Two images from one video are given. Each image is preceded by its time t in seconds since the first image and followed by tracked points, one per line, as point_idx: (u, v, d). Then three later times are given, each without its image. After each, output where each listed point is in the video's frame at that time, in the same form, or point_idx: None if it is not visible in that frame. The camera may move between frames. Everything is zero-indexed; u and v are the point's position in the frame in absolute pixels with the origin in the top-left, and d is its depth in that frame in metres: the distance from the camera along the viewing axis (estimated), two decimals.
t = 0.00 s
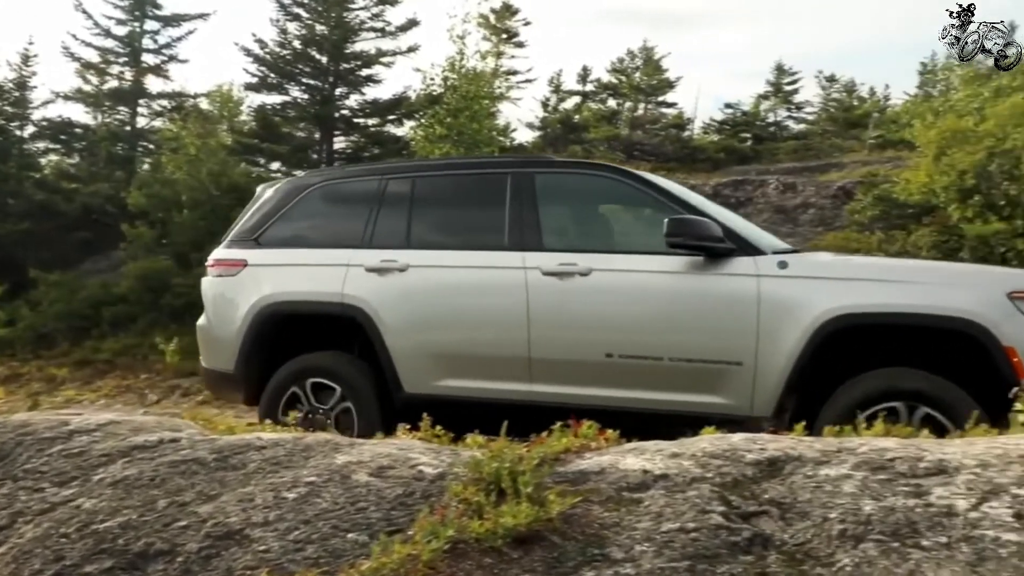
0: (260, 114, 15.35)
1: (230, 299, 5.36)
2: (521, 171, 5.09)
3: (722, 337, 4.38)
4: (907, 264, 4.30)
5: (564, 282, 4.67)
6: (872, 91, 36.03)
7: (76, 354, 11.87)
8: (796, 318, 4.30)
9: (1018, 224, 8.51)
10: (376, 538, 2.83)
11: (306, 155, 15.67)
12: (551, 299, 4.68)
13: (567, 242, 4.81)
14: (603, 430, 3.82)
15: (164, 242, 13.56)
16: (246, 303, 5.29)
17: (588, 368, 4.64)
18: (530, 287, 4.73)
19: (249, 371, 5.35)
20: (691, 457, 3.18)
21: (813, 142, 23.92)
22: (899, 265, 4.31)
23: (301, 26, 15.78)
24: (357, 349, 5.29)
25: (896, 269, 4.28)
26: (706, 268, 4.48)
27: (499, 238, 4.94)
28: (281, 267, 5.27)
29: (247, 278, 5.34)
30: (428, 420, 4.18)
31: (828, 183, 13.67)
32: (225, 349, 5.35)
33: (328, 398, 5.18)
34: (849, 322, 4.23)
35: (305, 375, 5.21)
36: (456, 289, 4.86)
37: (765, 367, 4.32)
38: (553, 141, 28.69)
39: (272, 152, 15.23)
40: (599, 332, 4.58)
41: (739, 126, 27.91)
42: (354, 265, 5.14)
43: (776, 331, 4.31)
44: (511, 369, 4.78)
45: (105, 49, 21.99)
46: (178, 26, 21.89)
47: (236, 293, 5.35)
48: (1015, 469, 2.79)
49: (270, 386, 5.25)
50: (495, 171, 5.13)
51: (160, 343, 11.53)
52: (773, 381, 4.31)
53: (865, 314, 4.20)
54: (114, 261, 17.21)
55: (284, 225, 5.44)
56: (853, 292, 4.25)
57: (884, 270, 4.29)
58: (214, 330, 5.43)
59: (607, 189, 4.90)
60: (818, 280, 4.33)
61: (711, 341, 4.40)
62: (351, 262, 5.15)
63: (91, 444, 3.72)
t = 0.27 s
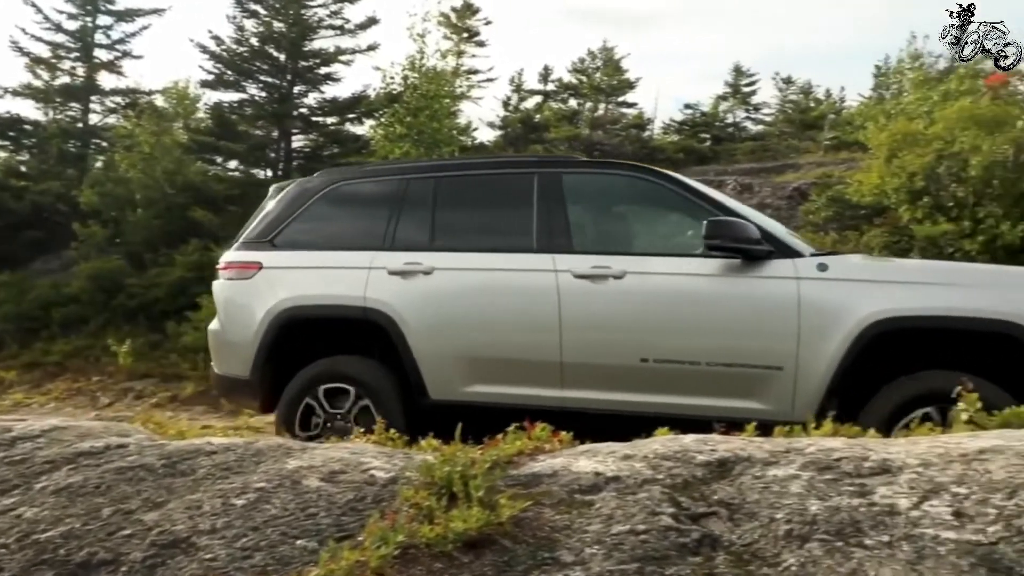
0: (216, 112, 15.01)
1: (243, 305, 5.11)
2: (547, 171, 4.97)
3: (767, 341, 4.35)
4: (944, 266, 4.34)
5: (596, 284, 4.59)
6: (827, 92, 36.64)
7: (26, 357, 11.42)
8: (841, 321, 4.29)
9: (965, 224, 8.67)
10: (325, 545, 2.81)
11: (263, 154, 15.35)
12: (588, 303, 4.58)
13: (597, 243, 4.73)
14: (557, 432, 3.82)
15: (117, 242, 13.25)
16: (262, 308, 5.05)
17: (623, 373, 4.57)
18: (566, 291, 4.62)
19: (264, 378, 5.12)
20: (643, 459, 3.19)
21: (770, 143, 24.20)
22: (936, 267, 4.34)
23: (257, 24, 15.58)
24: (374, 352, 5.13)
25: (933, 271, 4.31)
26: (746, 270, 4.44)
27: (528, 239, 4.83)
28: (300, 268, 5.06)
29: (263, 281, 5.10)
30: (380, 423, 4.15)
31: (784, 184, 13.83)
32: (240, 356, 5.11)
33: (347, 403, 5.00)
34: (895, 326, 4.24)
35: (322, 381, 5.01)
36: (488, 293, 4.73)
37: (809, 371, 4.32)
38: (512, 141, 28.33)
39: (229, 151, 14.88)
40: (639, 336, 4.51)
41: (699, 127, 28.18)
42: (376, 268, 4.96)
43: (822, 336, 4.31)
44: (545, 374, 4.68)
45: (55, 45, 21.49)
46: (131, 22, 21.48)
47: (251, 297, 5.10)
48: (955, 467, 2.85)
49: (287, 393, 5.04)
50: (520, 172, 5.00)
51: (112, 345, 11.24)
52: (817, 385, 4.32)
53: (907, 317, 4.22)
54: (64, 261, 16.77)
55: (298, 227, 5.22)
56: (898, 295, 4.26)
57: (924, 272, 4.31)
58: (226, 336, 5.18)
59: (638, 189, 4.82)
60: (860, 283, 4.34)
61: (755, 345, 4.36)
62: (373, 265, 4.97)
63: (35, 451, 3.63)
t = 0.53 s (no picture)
0: (170, 109, 14.88)
1: (254, 304, 4.97)
2: (569, 167, 4.94)
3: (799, 336, 4.37)
4: (965, 261, 4.42)
5: (622, 280, 4.57)
6: (782, 94, 37.23)
7: None
8: (872, 316, 4.33)
9: (914, 225, 8.82)
10: (276, 553, 2.79)
11: (217, 152, 14.86)
12: (614, 299, 4.56)
13: (619, 239, 4.71)
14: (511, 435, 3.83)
15: (67, 241, 12.93)
16: (274, 307, 4.93)
17: (650, 370, 4.55)
18: (592, 287, 4.59)
19: (277, 378, 5.00)
20: (596, 460, 3.19)
21: (728, 143, 24.49)
22: (959, 261, 4.41)
23: (212, 20, 15.33)
24: (389, 351, 5.03)
25: (958, 265, 4.39)
26: (773, 265, 4.46)
27: (550, 234, 4.79)
28: (315, 264, 4.95)
29: (274, 279, 4.97)
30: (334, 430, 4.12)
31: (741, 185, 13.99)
32: (250, 356, 4.97)
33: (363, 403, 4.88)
34: (925, 321, 4.29)
35: (340, 381, 4.88)
36: (512, 290, 4.67)
37: (840, 366, 4.36)
38: (472, 140, 28.34)
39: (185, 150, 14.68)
40: (666, 333, 4.49)
41: (657, 127, 28.43)
42: (394, 265, 4.87)
43: (851, 331, 4.34)
44: (569, 372, 4.64)
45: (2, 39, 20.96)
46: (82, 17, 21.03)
47: (261, 296, 4.97)
48: (900, 467, 2.90)
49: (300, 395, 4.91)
50: (540, 168, 4.96)
51: (61, 347, 10.95)
52: (846, 380, 4.36)
53: (937, 311, 4.29)
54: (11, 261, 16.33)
55: (310, 223, 5.10)
56: (925, 289, 4.33)
57: (949, 266, 4.38)
58: (233, 337, 5.03)
59: (661, 185, 4.82)
60: (888, 279, 4.38)
61: (785, 341, 4.38)
62: (390, 262, 4.88)
63: None
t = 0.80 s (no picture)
0: (116, 104, 14.19)
1: (272, 310, 4.88)
2: (597, 170, 4.89)
3: (834, 343, 4.42)
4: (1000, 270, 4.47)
5: (655, 288, 4.57)
6: (734, 96, 37.81)
7: None
8: (909, 325, 4.39)
9: (863, 226, 8.96)
10: (222, 561, 2.73)
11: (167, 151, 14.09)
12: (646, 306, 4.56)
13: (651, 244, 4.70)
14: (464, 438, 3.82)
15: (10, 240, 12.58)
16: (292, 313, 4.85)
17: (683, 378, 4.57)
18: (624, 294, 4.58)
19: (296, 386, 4.93)
20: (548, 463, 3.19)
21: (683, 144, 24.71)
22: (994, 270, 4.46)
23: (161, 16, 15.00)
24: (408, 357, 4.99)
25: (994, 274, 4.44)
26: (808, 272, 4.49)
27: (581, 240, 4.76)
28: (337, 270, 4.87)
29: (294, 284, 4.89)
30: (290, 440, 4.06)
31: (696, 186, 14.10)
32: (268, 364, 4.90)
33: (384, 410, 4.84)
34: (961, 330, 4.36)
35: (367, 390, 4.84)
36: (540, 296, 4.64)
37: (875, 373, 4.41)
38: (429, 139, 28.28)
39: (131, 147, 13.96)
40: (699, 340, 4.51)
41: (613, 128, 28.67)
42: (418, 270, 4.80)
43: (886, 338, 4.39)
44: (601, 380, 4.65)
45: None
46: (26, 10, 20.47)
47: (278, 302, 4.88)
48: (846, 466, 2.95)
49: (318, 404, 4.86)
50: (567, 171, 4.92)
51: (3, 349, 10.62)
52: (885, 386, 4.41)
53: (974, 321, 4.35)
54: None
55: (328, 226, 5.02)
56: (962, 299, 4.38)
57: (986, 275, 4.43)
58: (250, 344, 4.94)
59: (694, 189, 4.81)
60: (919, 284, 4.44)
61: (820, 350, 4.43)
62: (414, 266, 4.82)
63: None
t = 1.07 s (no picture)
0: (69, 100, 13.94)
1: (302, 309, 4.77)
2: (634, 167, 4.86)
3: (876, 343, 4.45)
4: None
5: (700, 286, 4.55)
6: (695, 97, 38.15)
7: None
8: (954, 323, 4.44)
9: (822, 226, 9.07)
10: (177, 569, 2.68)
11: (121, 148, 13.75)
12: (688, 304, 4.53)
13: (691, 243, 4.68)
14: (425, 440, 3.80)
15: None
16: (324, 313, 4.74)
17: (729, 377, 4.54)
18: (667, 292, 4.55)
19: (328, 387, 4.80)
20: (511, 464, 3.18)
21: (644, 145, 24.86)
22: None
23: (115, 11, 14.68)
24: (441, 358, 4.89)
25: None
26: (851, 269, 4.52)
27: (620, 238, 4.72)
28: (370, 268, 4.77)
29: (325, 282, 4.78)
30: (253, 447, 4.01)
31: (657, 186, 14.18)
32: (300, 364, 4.76)
33: (417, 410, 4.73)
34: (1006, 329, 4.42)
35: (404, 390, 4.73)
36: (585, 295, 4.58)
37: (922, 371, 4.45)
38: (391, 139, 28.16)
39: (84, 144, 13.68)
40: (743, 338, 4.50)
41: (575, 128, 28.78)
42: (453, 268, 4.73)
43: (932, 336, 4.44)
44: (644, 380, 4.60)
45: None
46: None
47: (310, 301, 4.77)
48: (805, 465, 2.98)
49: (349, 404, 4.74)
50: (604, 168, 4.87)
51: None
52: (929, 387, 4.46)
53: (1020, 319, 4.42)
54: None
55: (358, 224, 4.91)
56: (1006, 297, 4.45)
57: None
58: (279, 343, 4.80)
59: (728, 187, 4.82)
60: (962, 284, 4.50)
61: (867, 347, 4.45)
62: (450, 264, 4.74)
63: None
